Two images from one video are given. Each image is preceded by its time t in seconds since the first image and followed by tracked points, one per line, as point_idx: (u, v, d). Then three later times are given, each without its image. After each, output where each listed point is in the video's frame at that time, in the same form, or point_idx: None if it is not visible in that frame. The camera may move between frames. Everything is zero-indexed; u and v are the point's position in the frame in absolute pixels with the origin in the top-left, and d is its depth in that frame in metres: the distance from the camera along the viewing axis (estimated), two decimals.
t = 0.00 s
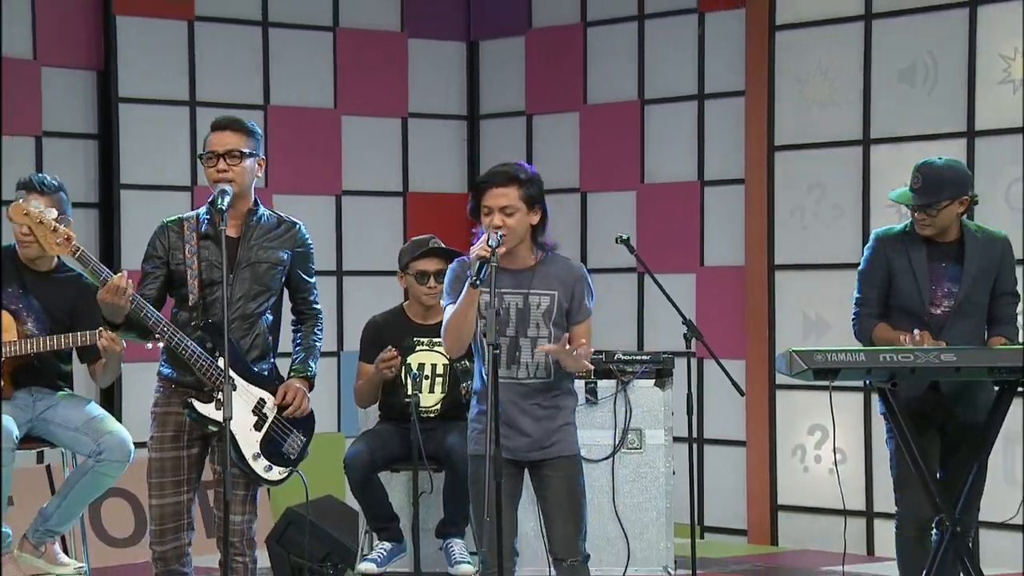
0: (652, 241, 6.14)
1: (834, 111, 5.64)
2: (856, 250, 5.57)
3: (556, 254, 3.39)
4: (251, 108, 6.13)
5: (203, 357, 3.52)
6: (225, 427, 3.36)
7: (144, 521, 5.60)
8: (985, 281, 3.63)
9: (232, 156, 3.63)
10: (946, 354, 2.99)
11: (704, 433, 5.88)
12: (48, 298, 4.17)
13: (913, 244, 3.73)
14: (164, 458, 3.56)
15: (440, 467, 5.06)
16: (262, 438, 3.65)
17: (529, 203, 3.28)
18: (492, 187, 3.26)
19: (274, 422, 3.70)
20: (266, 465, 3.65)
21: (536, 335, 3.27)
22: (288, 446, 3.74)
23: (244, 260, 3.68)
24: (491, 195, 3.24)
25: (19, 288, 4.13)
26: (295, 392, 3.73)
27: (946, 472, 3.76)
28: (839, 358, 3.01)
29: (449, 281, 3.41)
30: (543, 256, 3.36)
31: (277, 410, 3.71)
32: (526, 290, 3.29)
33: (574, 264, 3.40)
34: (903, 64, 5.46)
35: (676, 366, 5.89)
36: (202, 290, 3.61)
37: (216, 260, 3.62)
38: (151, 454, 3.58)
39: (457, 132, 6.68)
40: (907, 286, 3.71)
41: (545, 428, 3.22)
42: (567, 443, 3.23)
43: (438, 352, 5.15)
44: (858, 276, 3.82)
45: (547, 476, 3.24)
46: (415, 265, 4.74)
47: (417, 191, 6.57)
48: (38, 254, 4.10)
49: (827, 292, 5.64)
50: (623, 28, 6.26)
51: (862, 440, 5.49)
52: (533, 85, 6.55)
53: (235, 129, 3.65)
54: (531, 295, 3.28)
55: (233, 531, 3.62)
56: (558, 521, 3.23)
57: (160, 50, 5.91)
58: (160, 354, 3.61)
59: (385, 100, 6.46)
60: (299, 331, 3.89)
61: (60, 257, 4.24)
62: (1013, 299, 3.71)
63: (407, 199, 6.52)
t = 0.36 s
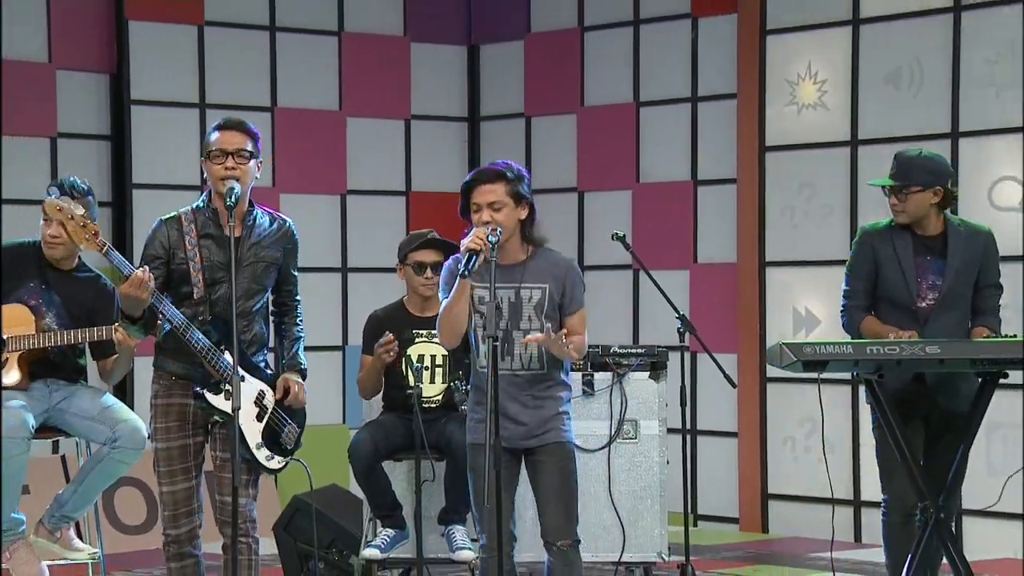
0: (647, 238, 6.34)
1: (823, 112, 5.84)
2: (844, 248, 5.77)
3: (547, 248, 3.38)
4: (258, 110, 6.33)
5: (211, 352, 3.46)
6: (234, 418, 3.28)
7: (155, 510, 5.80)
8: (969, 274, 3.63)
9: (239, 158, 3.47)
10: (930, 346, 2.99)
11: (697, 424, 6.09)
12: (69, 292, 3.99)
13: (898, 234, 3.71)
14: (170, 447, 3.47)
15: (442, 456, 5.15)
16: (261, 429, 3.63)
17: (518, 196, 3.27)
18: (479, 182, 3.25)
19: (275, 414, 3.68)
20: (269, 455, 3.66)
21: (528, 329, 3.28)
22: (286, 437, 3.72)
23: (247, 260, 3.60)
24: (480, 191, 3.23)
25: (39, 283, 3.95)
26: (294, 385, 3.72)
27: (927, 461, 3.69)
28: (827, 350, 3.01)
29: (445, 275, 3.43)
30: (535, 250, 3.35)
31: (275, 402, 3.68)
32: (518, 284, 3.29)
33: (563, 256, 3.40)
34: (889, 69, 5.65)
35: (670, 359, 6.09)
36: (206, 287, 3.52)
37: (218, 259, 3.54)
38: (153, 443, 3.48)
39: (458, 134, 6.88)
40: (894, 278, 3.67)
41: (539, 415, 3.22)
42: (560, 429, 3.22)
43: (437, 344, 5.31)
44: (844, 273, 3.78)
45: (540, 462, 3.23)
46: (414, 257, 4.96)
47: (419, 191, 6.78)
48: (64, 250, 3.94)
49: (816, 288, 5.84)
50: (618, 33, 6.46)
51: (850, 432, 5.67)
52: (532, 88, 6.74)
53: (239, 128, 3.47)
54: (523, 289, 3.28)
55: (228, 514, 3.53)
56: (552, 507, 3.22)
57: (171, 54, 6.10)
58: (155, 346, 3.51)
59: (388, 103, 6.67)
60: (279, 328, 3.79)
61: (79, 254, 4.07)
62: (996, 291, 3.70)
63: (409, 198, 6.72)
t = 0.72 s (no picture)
0: (644, 237, 6.55)
1: (814, 114, 6.03)
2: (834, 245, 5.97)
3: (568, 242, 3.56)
4: (267, 112, 6.54)
5: (220, 348, 3.54)
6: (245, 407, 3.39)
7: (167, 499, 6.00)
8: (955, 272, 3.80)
9: (245, 159, 3.59)
10: (917, 339, 3.21)
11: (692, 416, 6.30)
12: (78, 288, 4.45)
13: (886, 235, 3.87)
14: (178, 436, 3.59)
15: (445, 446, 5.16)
16: (271, 413, 3.71)
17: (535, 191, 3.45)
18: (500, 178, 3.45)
19: (281, 402, 3.76)
20: (280, 442, 3.74)
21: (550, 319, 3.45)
22: (294, 425, 3.81)
23: (250, 257, 3.64)
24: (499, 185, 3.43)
25: (48, 277, 4.41)
26: (297, 373, 3.80)
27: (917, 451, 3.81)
28: (819, 343, 3.18)
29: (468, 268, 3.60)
30: (552, 244, 3.52)
31: (281, 391, 3.77)
32: (540, 277, 3.46)
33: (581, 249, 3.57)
34: (877, 72, 5.85)
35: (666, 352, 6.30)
36: (211, 286, 3.61)
37: (223, 257, 3.62)
38: (160, 434, 3.60)
39: (460, 135, 7.10)
40: (881, 277, 3.84)
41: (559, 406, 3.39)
42: (575, 424, 3.40)
43: (441, 339, 5.22)
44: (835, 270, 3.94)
45: (555, 456, 3.41)
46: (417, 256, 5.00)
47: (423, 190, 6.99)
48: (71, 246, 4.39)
49: (807, 284, 6.03)
50: (616, 37, 6.66)
51: (840, 423, 5.86)
52: (532, 91, 6.95)
53: (234, 130, 3.60)
54: (545, 282, 3.46)
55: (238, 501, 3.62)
56: (556, 498, 3.41)
57: (183, 58, 6.31)
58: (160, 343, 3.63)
59: (393, 105, 6.87)
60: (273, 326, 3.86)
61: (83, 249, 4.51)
62: (983, 287, 3.85)
63: (413, 197, 6.93)
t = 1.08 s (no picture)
0: (642, 235, 6.77)
1: (806, 116, 6.23)
2: (825, 243, 6.17)
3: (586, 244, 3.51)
4: (276, 114, 6.74)
5: (231, 341, 3.59)
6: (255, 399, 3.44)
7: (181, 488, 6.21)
8: (945, 266, 3.83)
9: (253, 157, 3.64)
10: (906, 332, 3.20)
11: (688, 409, 6.53)
12: (89, 282, 4.38)
13: (879, 232, 3.92)
14: (202, 427, 3.68)
15: (448, 435, 5.28)
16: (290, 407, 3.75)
17: (555, 190, 3.40)
18: (522, 176, 3.39)
19: (301, 392, 3.79)
20: (298, 430, 3.77)
21: (565, 320, 3.39)
22: (317, 412, 3.84)
23: (261, 248, 3.69)
24: (522, 184, 3.37)
25: (60, 275, 4.34)
26: (322, 361, 3.83)
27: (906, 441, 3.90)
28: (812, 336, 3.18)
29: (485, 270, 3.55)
30: (570, 246, 3.48)
31: (303, 380, 3.80)
32: (556, 278, 3.40)
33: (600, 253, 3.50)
34: (867, 75, 6.05)
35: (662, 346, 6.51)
36: (224, 280, 3.66)
37: (233, 251, 3.66)
38: (185, 426, 3.69)
39: (463, 136, 7.32)
40: (873, 272, 3.89)
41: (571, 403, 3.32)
42: (584, 418, 3.33)
43: (446, 331, 5.37)
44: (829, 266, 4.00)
45: (563, 447, 3.33)
46: (427, 250, 5.18)
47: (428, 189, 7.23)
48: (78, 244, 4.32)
49: (800, 280, 6.22)
50: (615, 41, 6.87)
51: (831, 415, 6.06)
52: (533, 93, 7.16)
53: (239, 129, 3.65)
54: (561, 283, 3.40)
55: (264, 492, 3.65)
56: (562, 488, 3.33)
57: (196, 62, 6.52)
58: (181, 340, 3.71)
59: (398, 107, 7.09)
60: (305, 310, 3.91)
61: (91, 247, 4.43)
62: (972, 282, 3.89)
63: (418, 197, 7.18)
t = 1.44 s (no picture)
0: (638, 233, 6.99)
1: (796, 117, 6.44)
2: (815, 240, 6.37)
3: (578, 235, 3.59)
4: (284, 116, 6.96)
5: (243, 336, 3.66)
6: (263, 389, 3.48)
7: (192, 477, 6.42)
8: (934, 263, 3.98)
9: (261, 156, 3.66)
10: (892, 326, 3.27)
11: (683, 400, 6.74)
12: (106, 278, 4.39)
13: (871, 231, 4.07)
14: (223, 420, 3.74)
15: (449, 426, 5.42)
16: (305, 397, 3.71)
17: (543, 183, 3.49)
18: (511, 169, 3.51)
19: (317, 381, 3.74)
20: (311, 420, 3.71)
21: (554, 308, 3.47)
22: (334, 400, 3.76)
23: (270, 241, 3.71)
24: (509, 177, 3.48)
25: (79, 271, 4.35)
26: (341, 355, 3.75)
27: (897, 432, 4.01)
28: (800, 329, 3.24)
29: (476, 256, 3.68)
30: (561, 236, 3.55)
31: (320, 370, 3.75)
32: (547, 268, 3.50)
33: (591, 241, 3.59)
34: (855, 78, 6.26)
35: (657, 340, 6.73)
36: (236, 276, 3.72)
37: (243, 246, 3.71)
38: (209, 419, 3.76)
39: (465, 137, 7.54)
40: (863, 268, 4.05)
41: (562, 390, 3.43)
42: (575, 407, 3.44)
43: (450, 326, 5.51)
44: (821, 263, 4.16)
45: (555, 437, 3.46)
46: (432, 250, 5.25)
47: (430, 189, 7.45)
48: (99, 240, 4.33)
49: (790, 277, 6.43)
50: (611, 45, 7.08)
51: (820, 406, 6.26)
52: (533, 96, 7.37)
53: (247, 129, 3.65)
54: (551, 272, 3.49)
55: (278, 483, 3.69)
56: (556, 474, 3.44)
57: (206, 65, 6.74)
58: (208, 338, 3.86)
59: (402, 110, 7.31)
60: (335, 297, 3.86)
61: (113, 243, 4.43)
62: (958, 279, 4.05)
63: (421, 196, 7.39)
